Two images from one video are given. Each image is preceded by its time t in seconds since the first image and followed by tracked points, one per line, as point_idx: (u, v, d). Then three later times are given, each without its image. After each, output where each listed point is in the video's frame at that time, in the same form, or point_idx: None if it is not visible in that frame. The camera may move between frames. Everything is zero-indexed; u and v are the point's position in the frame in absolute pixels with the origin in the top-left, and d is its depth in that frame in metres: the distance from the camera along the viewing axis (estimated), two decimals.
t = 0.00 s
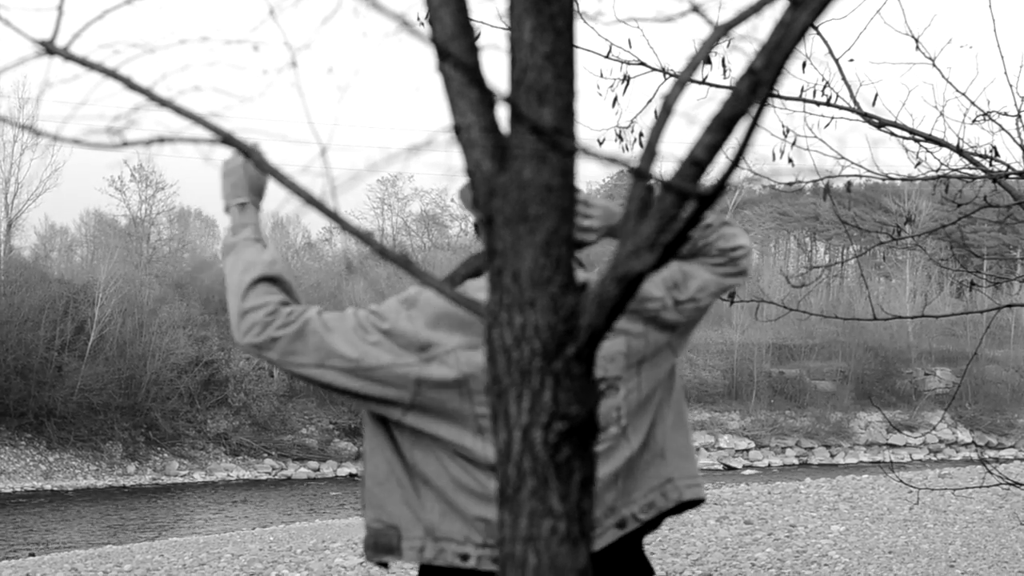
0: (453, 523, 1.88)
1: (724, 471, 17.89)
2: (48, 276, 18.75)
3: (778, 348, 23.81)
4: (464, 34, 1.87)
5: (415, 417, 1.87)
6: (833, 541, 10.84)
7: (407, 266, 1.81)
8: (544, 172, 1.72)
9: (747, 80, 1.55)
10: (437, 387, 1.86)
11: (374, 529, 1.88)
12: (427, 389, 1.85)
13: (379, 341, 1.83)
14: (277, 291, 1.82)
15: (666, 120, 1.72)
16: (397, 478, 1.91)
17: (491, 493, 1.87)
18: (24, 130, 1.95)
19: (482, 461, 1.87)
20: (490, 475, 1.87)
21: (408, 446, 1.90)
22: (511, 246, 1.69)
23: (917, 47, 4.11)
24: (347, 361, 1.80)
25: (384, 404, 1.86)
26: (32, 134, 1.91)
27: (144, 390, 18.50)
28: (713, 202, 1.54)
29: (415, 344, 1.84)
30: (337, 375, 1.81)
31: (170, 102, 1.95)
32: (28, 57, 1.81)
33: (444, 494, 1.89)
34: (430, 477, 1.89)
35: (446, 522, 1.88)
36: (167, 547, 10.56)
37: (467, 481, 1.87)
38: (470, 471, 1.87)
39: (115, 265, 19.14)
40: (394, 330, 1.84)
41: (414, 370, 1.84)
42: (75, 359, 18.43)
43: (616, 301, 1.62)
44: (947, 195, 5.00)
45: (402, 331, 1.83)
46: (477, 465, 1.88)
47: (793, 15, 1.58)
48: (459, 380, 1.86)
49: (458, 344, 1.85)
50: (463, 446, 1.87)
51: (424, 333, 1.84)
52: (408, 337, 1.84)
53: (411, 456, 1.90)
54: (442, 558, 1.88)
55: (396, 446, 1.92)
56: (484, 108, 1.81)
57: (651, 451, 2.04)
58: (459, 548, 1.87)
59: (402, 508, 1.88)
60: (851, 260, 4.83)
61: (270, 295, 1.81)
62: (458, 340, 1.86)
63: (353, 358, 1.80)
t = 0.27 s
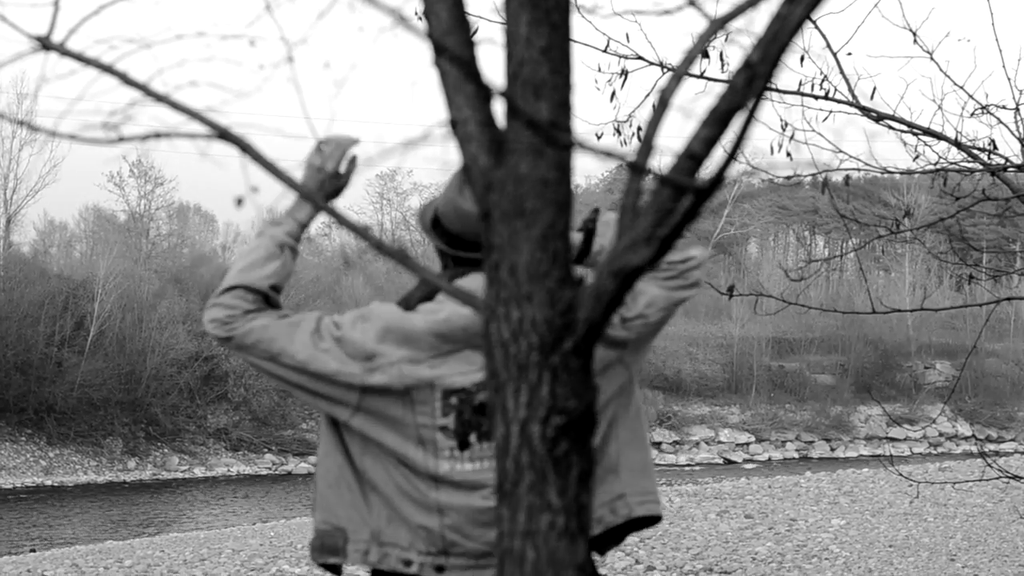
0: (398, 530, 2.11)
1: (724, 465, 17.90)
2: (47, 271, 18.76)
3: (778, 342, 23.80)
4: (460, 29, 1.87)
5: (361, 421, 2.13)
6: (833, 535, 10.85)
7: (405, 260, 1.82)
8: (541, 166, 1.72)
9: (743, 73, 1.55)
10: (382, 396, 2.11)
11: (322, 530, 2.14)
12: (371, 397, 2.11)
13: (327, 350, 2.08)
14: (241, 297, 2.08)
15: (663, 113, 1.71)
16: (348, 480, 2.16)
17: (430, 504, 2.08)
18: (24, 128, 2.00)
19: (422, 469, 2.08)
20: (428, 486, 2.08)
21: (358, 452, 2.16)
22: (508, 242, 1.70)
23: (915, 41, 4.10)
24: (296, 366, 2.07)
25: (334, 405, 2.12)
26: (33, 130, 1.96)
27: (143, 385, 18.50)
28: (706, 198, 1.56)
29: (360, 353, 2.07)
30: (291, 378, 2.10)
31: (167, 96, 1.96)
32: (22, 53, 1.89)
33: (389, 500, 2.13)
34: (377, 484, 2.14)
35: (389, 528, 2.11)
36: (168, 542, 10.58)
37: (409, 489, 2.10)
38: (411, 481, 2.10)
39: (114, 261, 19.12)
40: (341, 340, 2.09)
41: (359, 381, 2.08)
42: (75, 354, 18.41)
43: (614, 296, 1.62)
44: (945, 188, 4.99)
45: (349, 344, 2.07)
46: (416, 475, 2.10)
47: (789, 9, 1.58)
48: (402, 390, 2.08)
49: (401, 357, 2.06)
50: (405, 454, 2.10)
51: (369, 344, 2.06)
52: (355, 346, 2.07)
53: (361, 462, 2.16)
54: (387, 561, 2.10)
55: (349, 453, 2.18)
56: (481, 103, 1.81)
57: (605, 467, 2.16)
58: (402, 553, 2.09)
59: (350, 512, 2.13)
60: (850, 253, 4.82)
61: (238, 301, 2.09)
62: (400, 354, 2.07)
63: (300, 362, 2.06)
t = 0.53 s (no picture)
0: (358, 526, 2.32)
1: (725, 465, 17.91)
2: (48, 273, 18.78)
3: (778, 343, 23.80)
4: (458, 31, 1.87)
5: (322, 419, 2.35)
6: (834, 535, 10.84)
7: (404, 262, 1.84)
8: (538, 168, 1.72)
9: (740, 75, 1.55)
10: (339, 394, 2.33)
11: (287, 524, 2.35)
12: (329, 394, 2.33)
13: (284, 351, 2.35)
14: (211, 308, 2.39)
15: (660, 115, 1.71)
16: (313, 479, 2.37)
17: (386, 500, 2.29)
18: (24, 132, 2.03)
19: (378, 467, 2.30)
20: (384, 484, 2.30)
21: (324, 449, 2.37)
22: (506, 243, 1.70)
23: (913, 43, 4.09)
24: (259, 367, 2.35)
25: (297, 403, 2.35)
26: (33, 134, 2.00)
27: (144, 386, 18.51)
28: (704, 199, 1.56)
29: (316, 353, 2.32)
30: (258, 379, 2.38)
31: (166, 98, 1.97)
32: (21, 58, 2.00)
33: (350, 495, 2.34)
34: (339, 479, 2.35)
35: (349, 524, 2.32)
36: (169, 543, 10.58)
37: (367, 486, 2.32)
38: (368, 478, 2.31)
39: (114, 262, 19.11)
40: (302, 343, 2.36)
41: (315, 378, 2.32)
42: (75, 356, 18.44)
43: (612, 297, 1.62)
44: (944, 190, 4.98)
45: (307, 346, 2.34)
46: (373, 472, 2.31)
47: (786, 10, 1.58)
48: (356, 389, 2.32)
49: (354, 359, 2.30)
50: (362, 451, 2.32)
51: (325, 344, 2.32)
52: (313, 347, 2.33)
53: (325, 458, 2.37)
54: (348, 556, 2.32)
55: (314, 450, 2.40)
56: (478, 106, 1.81)
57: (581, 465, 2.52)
58: (362, 549, 2.31)
59: (314, 508, 2.34)
60: (850, 256, 4.80)
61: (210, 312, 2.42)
62: (354, 356, 2.31)
63: (259, 365, 2.34)
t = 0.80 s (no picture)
0: (341, 511, 2.50)
1: (725, 462, 17.92)
2: (48, 268, 18.77)
3: (778, 338, 23.77)
4: (458, 24, 1.87)
5: (302, 401, 2.50)
6: (834, 531, 10.85)
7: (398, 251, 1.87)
8: (539, 161, 1.72)
9: (741, 69, 1.55)
10: (319, 375, 2.49)
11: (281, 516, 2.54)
12: (309, 374, 2.49)
13: (266, 330, 2.47)
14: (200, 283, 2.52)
15: (661, 110, 1.71)
16: (297, 466, 2.54)
17: (368, 481, 2.47)
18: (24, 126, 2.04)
19: (359, 447, 2.48)
20: (364, 464, 2.48)
21: (303, 435, 2.54)
22: (506, 237, 1.70)
23: (915, 37, 4.08)
24: (240, 344, 2.46)
25: (278, 386, 2.49)
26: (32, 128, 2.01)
27: (144, 382, 18.54)
28: (705, 193, 1.56)
29: (298, 332, 2.47)
30: (239, 360, 2.50)
31: (166, 92, 1.97)
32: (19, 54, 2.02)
33: (331, 481, 2.51)
34: (318, 465, 2.52)
35: (332, 510, 2.50)
36: (169, 539, 10.59)
37: (348, 469, 2.49)
38: (349, 462, 2.48)
39: (114, 258, 19.10)
40: (282, 320, 2.50)
41: (296, 357, 2.47)
42: (75, 351, 18.46)
43: (612, 291, 1.62)
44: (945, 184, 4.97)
45: (289, 325, 2.48)
46: (354, 455, 2.48)
47: (787, 4, 1.58)
48: (337, 368, 2.48)
49: (333, 338, 2.46)
50: (342, 432, 2.48)
51: (305, 325, 2.47)
52: (295, 326, 2.48)
53: (305, 445, 2.54)
54: (333, 542, 2.50)
55: (296, 436, 2.56)
56: (479, 99, 1.81)
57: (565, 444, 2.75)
58: (346, 533, 2.48)
59: (298, 496, 2.52)
60: (851, 250, 4.79)
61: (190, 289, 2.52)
62: (332, 337, 2.47)
63: (241, 343, 2.46)
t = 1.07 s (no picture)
0: (332, 512, 2.48)
1: (725, 467, 17.90)
2: (48, 272, 18.77)
3: (779, 343, 23.75)
4: (460, 27, 1.87)
5: (296, 400, 2.48)
6: (835, 537, 10.83)
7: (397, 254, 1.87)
8: (541, 166, 1.72)
9: (743, 74, 1.54)
10: (314, 375, 2.48)
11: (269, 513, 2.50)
12: (303, 373, 2.47)
13: (263, 328, 2.46)
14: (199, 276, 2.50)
15: (662, 115, 1.71)
16: (288, 466, 2.51)
17: (361, 482, 2.47)
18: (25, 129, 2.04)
19: (353, 447, 2.47)
20: (357, 464, 2.47)
21: (295, 436, 2.51)
22: (508, 242, 1.70)
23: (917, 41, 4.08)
24: (236, 339, 2.44)
25: (272, 385, 2.47)
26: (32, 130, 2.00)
27: (145, 386, 18.50)
28: (706, 198, 1.56)
29: (294, 331, 2.46)
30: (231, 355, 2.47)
31: (166, 94, 1.97)
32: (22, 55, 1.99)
33: (323, 482, 2.49)
34: (310, 467, 2.50)
35: (324, 511, 2.48)
36: (169, 544, 10.57)
37: (341, 469, 2.48)
38: (342, 462, 2.47)
39: (115, 262, 19.10)
40: (278, 318, 2.49)
41: (291, 355, 2.45)
42: (76, 355, 18.44)
43: (613, 297, 1.61)
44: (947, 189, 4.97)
45: (284, 324, 2.47)
46: (347, 455, 2.47)
47: (789, 8, 1.58)
48: (331, 367, 2.47)
49: (328, 337, 2.46)
50: (336, 431, 2.47)
51: (302, 323, 2.46)
52: (291, 324, 2.47)
53: (296, 446, 2.51)
54: (325, 543, 2.48)
55: (287, 437, 2.53)
56: (481, 102, 1.81)
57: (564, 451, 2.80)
58: (338, 534, 2.48)
59: (289, 497, 2.49)
60: (852, 254, 4.79)
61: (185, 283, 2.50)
62: (327, 336, 2.47)
63: (237, 338, 2.44)
